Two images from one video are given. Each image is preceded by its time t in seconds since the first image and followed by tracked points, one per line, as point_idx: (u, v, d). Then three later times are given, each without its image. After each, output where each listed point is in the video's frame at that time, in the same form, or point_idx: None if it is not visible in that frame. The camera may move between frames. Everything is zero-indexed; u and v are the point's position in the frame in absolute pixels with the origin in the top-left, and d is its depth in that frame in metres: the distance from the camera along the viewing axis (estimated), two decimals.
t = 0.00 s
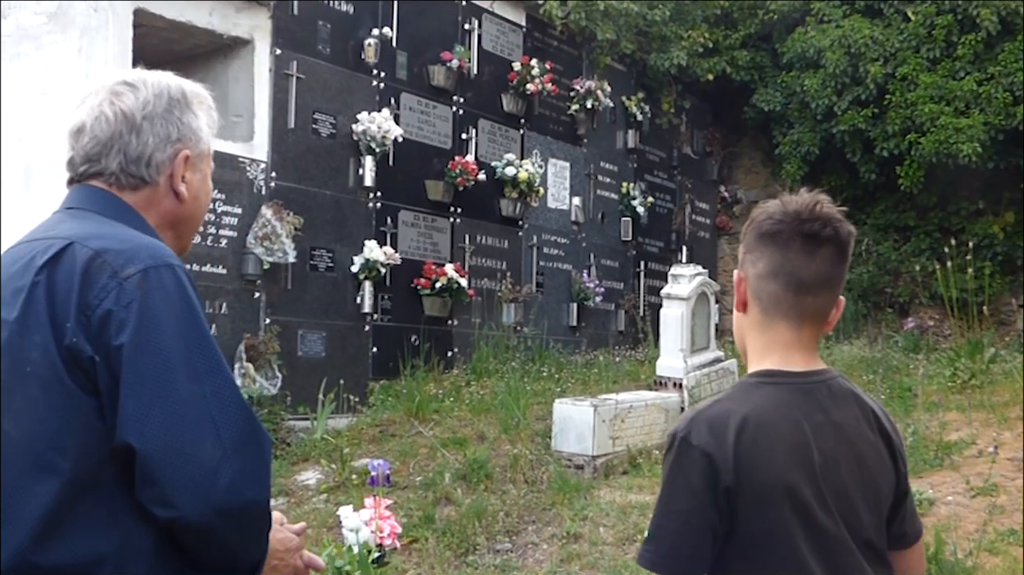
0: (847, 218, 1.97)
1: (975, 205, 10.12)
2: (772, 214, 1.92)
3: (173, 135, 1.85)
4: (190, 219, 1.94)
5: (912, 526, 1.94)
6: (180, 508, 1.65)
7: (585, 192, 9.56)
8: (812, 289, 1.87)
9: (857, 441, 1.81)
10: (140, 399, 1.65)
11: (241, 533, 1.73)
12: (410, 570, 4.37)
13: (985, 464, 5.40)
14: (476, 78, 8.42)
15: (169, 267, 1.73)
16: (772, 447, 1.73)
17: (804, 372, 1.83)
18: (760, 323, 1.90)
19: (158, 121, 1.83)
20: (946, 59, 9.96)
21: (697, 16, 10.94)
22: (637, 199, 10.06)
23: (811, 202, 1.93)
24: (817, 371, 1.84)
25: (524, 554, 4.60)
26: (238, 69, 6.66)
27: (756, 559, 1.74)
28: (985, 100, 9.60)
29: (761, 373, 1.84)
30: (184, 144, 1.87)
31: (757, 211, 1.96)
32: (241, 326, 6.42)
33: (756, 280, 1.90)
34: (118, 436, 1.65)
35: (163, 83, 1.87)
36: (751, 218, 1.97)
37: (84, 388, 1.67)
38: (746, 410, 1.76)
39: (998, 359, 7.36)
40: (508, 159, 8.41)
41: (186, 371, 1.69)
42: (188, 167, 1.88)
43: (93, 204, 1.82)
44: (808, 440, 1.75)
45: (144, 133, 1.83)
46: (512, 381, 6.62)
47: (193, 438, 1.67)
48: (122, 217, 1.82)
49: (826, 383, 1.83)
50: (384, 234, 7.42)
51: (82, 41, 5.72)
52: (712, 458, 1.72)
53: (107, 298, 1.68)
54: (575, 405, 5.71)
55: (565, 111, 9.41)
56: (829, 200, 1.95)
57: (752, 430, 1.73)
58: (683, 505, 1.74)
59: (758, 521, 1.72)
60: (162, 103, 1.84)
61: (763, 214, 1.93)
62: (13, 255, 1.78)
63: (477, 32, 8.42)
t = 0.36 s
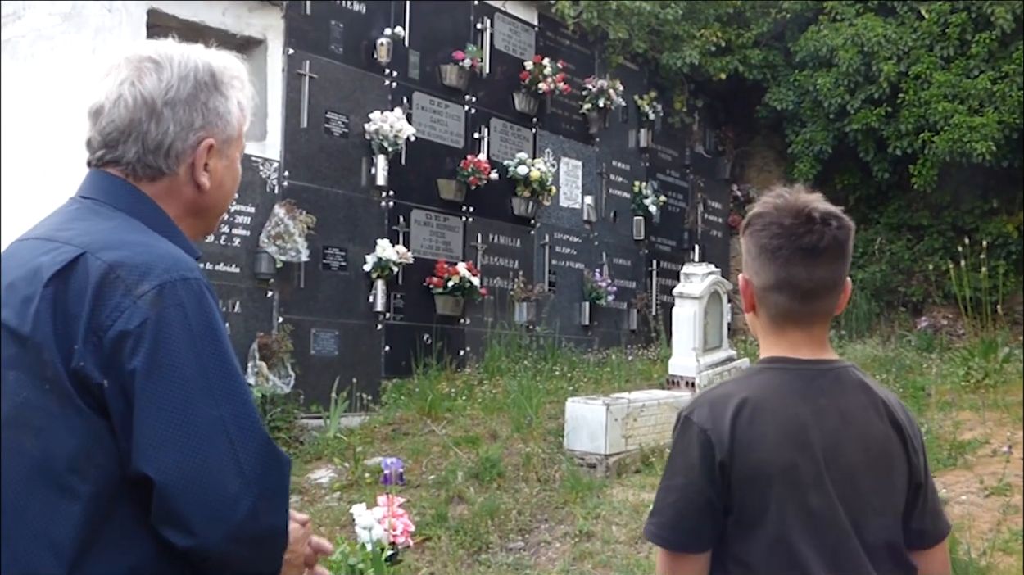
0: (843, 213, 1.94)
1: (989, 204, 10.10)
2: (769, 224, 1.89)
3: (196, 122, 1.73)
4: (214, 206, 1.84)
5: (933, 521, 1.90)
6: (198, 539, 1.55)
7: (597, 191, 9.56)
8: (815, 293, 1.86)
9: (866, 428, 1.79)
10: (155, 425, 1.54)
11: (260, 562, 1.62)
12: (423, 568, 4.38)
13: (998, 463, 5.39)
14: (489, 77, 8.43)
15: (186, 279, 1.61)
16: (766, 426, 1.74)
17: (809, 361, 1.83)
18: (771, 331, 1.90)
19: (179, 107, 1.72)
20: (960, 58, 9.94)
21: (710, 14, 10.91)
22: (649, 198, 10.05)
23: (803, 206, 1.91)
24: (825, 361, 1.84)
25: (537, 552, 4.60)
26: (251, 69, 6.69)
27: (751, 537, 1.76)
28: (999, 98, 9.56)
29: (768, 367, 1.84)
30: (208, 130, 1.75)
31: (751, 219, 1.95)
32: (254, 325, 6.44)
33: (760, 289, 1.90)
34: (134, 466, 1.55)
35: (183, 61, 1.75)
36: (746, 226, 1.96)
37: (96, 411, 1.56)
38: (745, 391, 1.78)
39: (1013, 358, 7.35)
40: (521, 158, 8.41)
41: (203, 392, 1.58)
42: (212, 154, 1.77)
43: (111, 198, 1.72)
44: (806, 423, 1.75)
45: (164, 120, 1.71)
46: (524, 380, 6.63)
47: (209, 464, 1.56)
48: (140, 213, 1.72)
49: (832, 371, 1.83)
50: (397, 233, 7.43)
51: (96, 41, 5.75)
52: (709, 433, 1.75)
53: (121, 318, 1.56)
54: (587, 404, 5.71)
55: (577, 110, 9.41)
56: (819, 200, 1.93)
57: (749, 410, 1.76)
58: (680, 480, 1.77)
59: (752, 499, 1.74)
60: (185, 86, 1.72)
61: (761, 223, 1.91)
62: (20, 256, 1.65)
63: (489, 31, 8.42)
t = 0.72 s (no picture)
0: (856, 187, 1.90)
1: (1004, 200, 10.04)
2: (779, 206, 1.87)
3: (212, 118, 1.73)
4: (228, 197, 1.84)
5: (968, 512, 1.85)
6: (224, 551, 1.58)
7: (611, 189, 9.56)
8: (836, 272, 1.82)
9: (896, 416, 1.74)
10: (181, 437, 1.55)
11: (281, 566, 1.65)
12: (436, 566, 4.40)
13: (1013, 460, 5.38)
14: (502, 75, 8.43)
15: (207, 288, 1.61)
16: (788, 415, 1.70)
17: (832, 344, 1.79)
18: (790, 315, 1.86)
19: (195, 104, 1.71)
20: (975, 54, 9.90)
21: (722, 11, 10.90)
22: (662, 196, 10.04)
23: (813, 182, 1.87)
24: (851, 345, 1.80)
25: (550, 550, 4.61)
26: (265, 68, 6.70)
27: (773, 529, 1.72)
28: (1014, 94, 9.51)
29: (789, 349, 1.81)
30: (224, 126, 1.74)
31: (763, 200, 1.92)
32: (268, 324, 6.46)
33: (776, 274, 1.86)
34: (160, 479, 1.56)
35: (199, 53, 1.73)
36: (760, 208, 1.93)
37: (121, 422, 1.56)
38: (766, 378, 1.75)
39: None
40: (534, 156, 8.42)
41: (225, 400, 1.58)
42: (228, 148, 1.77)
43: (127, 197, 1.72)
44: (831, 410, 1.71)
45: (180, 116, 1.70)
46: (538, 378, 6.64)
47: (232, 474, 1.57)
48: (155, 213, 1.73)
49: (858, 356, 1.78)
50: (410, 231, 7.44)
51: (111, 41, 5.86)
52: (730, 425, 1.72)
53: (145, 330, 1.55)
54: (600, 402, 5.72)
55: (590, 108, 9.41)
56: (832, 175, 1.88)
57: (770, 398, 1.72)
58: (701, 472, 1.75)
59: (775, 491, 1.70)
60: (201, 82, 1.72)
61: (772, 206, 1.88)
62: (38, 257, 1.64)
63: (502, 30, 8.42)
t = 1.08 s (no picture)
0: (891, 172, 1.88)
1: (1017, 194, 9.99)
2: (813, 182, 1.83)
3: (189, 115, 1.77)
4: (221, 197, 1.86)
5: (987, 513, 1.85)
6: (199, 525, 1.60)
7: (622, 185, 9.55)
8: (867, 254, 1.80)
9: (916, 410, 1.74)
10: (155, 416, 1.59)
11: (263, 544, 1.66)
12: (450, 561, 4.40)
13: None
14: (513, 72, 8.44)
15: (183, 273, 1.65)
16: (802, 403, 1.71)
17: (853, 333, 1.78)
18: (814, 298, 1.84)
19: (172, 102, 1.76)
20: (987, 48, 9.86)
21: (733, 7, 10.90)
22: (674, 191, 10.03)
23: (850, 162, 1.84)
24: (872, 333, 1.80)
25: (563, 545, 4.62)
26: (277, 65, 6.71)
27: (784, 520, 1.73)
28: None
29: (810, 335, 1.80)
30: (203, 123, 1.78)
31: (793, 179, 1.88)
32: (281, 321, 6.48)
33: (804, 252, 1.83)
34: (139, 459, 1.60)
35: (173, 57, 1.78)
36: (787, 187, 1.89)
37: (104, 409, 1.60)
38: (782, 364, 1.75)
39: None
40: (545, 152, 8.43)
41: (201, 383, 1.62)
42: (210, 145, 1.80)
43: (116, 198, 1.76)
44: (848, 400, 1.71)
45: (157, 115, 1.75)
46: (550, 374, 6.65)
47: (207, 453, 1.60)
48: (144, 209, 1.76)
49: (880, 346, 1.78)
50: (422, 228, 7.46)
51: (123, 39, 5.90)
52: (739, 411, 1.72)
53: (120, 317, 1.60)
54: (613, 398, 5.72)
55: (602, 104, 9.41)
56: (870, 156, 1.86)
57: (784, 384, 1.72)
58: (710, 457, 1.75)
59: (786, 479, 1.71)
60: (175, 81, 1.76)
61: (805, 183, 1.84)
62: (32, 258, 1.70)
63: (513, 26, 8.43)
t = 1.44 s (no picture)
0: (919, 168, 1.85)
1: None
2: (839, 176, 1.81)
3: (153, 109, 1.81)
4: (203, 190, 1.88)
5: (996, 514, 1.84)
6: (174, 516, 1.61)
7: (632, 182, 9.54)
8: (889, 254, 1.78)
9: (930, 413, 1.72)
10: (128, 410, 1.61)
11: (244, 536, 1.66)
12: (460, 558, 4.41)
13: None
14: (523, 68, 8.43)
15: (155, 266, 1.66)
16: (817, 405, 1.69)
17: (871, 332, 1.77)
18: (833, 293, 1.82)
19: (134, 96, 1.81)
20: (999, 44, 9.80)
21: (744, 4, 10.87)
22: (684, 188, 10.01)
23: (879, 157, 1.82)
24: (890, 334, 1.78)
25: (573, 542, 4.61)
26: (287, 62, 6.71)
27: (793, 519, 1.73)
28: None
29: (825, 332, 1.79)
30: (169, 115, 1.82)
31: (820, 171, 1.85)
32: (291, 317, 6.49)
33: (826, 248, 1.81)
34: (117, 453, 1.62)
35: (138, 56, 1.83)
36: (813, 178, 1.86)
37: (84, 404, 1.64)
38: (797, 363, 1.73)
39: None
40: (555, 149, 8.42)
41: (174, 375, 1.62)
42: (178, 136, 1.83)
43: (98, 197, 1.80)
44: (862, 403, 1.69)
45: (118, 111, 1.81)
46: (560, 371, 6.65)
47: (181, 444, 1.61)
48: (120, 201, 1.80)
49: (899, 347, 1.76)
50: (432, 225, 7.45)
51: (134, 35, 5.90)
52: (752, 409, 1.72)
53: (92, 311, 1.63)
54: (623, 395, 5.71)
55: (612, 100, 9.39)
56: (899, 153, 1.83)
57: (800, 383, 1.71)
58: (719, 454, 1.75)
59: (796, 480, 1.71)
60: (134, 76, 1.81)
61: (830, 176, 1.82)
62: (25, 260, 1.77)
63: (524, 22, 8.42)
